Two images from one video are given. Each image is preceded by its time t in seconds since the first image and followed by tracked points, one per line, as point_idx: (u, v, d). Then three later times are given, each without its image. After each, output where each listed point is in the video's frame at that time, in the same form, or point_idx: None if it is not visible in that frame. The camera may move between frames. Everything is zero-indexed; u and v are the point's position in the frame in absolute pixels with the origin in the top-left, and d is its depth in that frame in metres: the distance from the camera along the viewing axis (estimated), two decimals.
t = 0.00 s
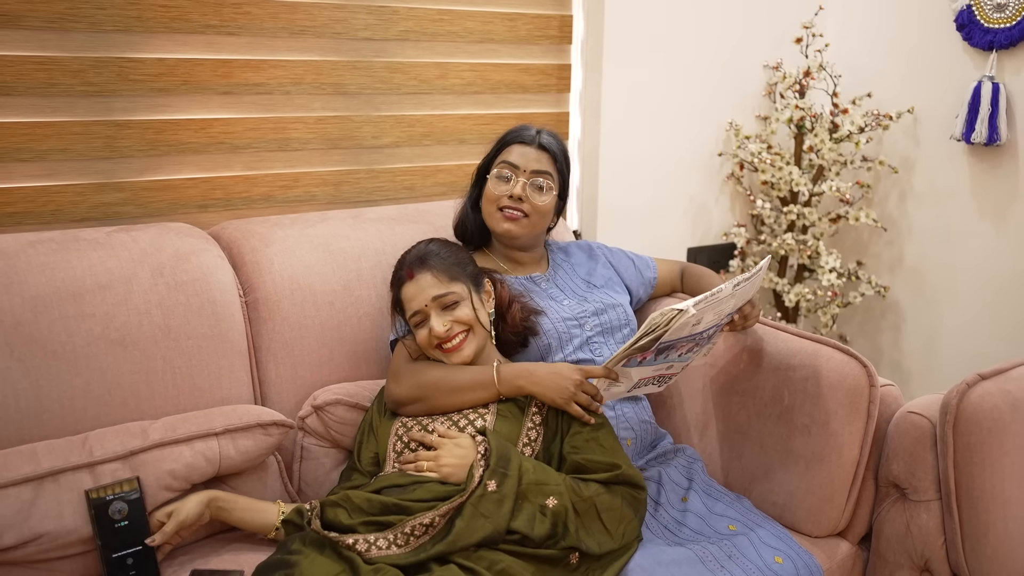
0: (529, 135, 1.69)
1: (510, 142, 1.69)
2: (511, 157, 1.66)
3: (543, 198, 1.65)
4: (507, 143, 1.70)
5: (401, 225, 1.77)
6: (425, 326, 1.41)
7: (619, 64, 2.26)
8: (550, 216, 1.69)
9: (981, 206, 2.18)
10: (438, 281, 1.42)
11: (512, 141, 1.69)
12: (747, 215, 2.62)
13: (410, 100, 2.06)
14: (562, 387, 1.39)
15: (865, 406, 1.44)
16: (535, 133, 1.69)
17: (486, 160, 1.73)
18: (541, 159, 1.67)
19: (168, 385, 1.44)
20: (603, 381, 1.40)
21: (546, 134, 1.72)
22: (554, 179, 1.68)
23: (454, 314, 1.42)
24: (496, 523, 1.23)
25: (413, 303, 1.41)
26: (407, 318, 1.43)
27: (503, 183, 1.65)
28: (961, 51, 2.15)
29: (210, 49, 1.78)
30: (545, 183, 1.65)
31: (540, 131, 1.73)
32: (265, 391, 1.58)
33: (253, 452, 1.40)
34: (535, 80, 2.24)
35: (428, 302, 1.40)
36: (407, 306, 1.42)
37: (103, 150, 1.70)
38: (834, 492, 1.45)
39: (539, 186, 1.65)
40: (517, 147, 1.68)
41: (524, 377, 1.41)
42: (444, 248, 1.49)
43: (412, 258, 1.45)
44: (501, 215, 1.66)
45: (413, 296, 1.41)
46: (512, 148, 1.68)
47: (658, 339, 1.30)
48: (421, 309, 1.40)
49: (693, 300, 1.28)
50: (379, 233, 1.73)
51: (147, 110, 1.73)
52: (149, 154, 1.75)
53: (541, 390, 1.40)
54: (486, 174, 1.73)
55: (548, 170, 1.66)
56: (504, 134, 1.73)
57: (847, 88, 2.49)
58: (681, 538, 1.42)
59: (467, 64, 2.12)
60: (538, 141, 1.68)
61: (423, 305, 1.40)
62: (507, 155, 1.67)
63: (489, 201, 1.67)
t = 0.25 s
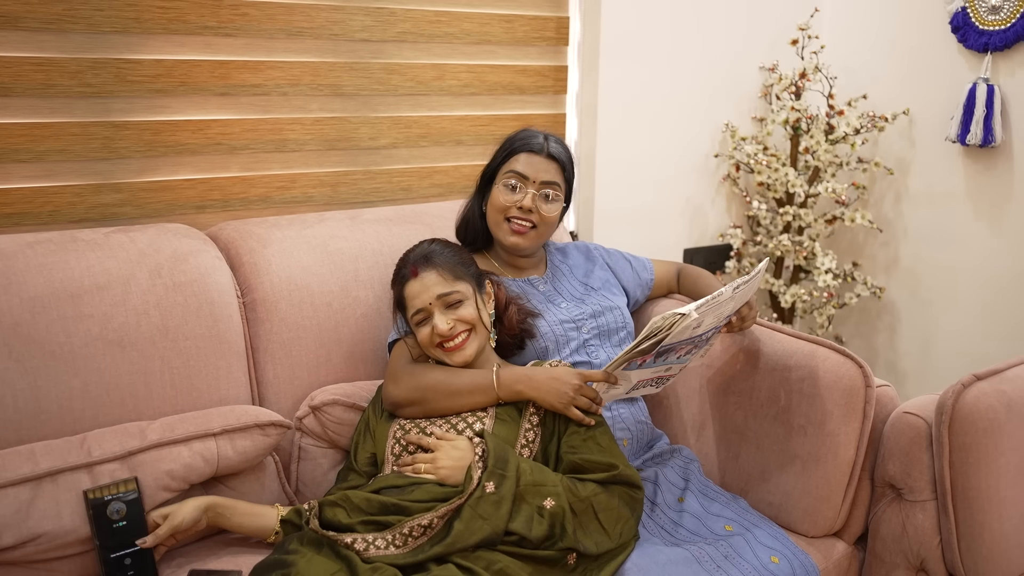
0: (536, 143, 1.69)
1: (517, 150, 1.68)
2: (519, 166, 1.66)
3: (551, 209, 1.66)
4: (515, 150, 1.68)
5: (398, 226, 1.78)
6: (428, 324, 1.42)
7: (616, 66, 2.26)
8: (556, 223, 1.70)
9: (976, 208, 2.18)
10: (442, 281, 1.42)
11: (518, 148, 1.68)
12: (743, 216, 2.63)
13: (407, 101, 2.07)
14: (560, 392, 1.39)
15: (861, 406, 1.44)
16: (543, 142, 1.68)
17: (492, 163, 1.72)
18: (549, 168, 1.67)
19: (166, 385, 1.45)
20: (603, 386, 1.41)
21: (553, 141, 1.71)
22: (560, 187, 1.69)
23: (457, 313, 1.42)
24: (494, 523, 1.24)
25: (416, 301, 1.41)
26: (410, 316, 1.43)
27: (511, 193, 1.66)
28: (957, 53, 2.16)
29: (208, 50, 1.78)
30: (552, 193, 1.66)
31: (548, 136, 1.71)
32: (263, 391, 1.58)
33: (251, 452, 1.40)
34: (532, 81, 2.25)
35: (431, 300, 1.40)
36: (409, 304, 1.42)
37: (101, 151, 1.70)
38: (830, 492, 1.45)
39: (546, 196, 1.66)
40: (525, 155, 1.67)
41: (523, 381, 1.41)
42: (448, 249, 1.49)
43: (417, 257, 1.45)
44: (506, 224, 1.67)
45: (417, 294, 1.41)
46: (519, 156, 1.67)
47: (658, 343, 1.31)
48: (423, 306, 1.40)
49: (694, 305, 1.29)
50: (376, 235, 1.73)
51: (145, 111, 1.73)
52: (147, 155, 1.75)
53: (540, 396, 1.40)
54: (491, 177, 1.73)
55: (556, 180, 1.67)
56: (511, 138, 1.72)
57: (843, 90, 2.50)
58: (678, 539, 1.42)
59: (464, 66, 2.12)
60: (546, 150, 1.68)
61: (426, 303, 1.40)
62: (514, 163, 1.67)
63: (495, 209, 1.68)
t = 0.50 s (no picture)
0: (527, 135, 1.72)
1: (508, 143, 1.71)
2: (511, 156, 1.68)
3: (546, 193, 1.67)
4: (506, 143, 1.71)
5: (397, 227, 1.78)
6: (439, 318, 1.42)
7: (615, 67, 2.27)
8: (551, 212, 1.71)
9: (975, 209, 2.19)
10: (459, 277, 1.43)
11: (509, 140, 1.71)
12: (742, 217, 2.64)
13: (406, 103, 2.07)
14: (559, 391, 1.40)
15: (860, 406, 1.45)
16: (532, 132, 1.72)
17: (484, 158, 1.74)
18: (541, 156, 1.69)
19: (166, 386, 1.45)
20: (601, 385, 1.41)
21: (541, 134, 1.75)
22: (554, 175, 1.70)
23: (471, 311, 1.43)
24: (492, 525, 1.24)
25: (431, 293, 1.41)
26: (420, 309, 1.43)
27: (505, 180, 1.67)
28: (955, 54, 2.16)
29: (208, 52, 1.78)
30: (547, 178, 1.67)
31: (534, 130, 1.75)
32: (262, 392, 1.58)
33: (251, 453, 1.40)
34: (530, 83, 2.26)
35: (446, 293, 1.41)
36: (422, 295, 1.42)
37: (101, 153, 1.70)
38: (829, 493, 1.46)
39: (541, 181, 1.67)
40: (516, 146, 1.69)
41: (522, 380, 1.41)
42: (463, 248, 1.51)
43: (436, 250, 1.46)
44: (503, 212, 1.67)
45: (432, 286, 1.42)
46: (512, 147, 1.70)
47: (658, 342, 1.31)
48: (438, 298, 1.41)
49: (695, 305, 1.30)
50: (375, 236, 1.73)
51: (145, 113, 1.74)
52: (147, 157, 1.75)
53: (538, 395, 1.40)
54: (484, 174, 1.74)
55: (548, 167, 1.69)
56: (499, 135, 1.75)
57: (841, 91, 2.50)
58: (677, 538, 1.43)
59: (464, 67, 2.13)
60: (536, 140, 1.72)
61: (440, 296, 1.41)
62: (507, 154, 1.69)
63: (492, 201, 1.68)
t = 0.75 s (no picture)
0: (526, 133, 1.74)
1: (508, 141, 1.73)
2: (512, 154, 1.69)
3: (548, 189, 1.67)
4: (507, 142, 1.73)
5: (396, 227, 1.78)
6: (470, 313, 1.43)
7: (614, 67, 2.27)
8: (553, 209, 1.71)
9: (974, 209, 2.19)
10: (498, 278, 1.45)
11: (509, 139, 1.73)
12: (740, 217, 2.64)
13: (405, 103, 2.07)
14: (563, 392, 1.40)
15: (858, 406, 1.45)
16: (532, 130, 1.74)
17: (484, 157, 1.75)
18: (541, 154, 1.70)
19: (166, 385, 1.45)
20: (604, 387, 1.42)
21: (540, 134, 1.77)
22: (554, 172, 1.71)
23: (499, 312, 1.45)
24: (492, 525, 1.24)
25: (469, 286, 1.42)
26: (450, 299, 1.44)
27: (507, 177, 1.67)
28: (953, 55, 2.17)
29: (207, 52, 1.79)
30: (548, 174, 1.67)
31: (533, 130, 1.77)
32: (261, 391, 1.59)
33: (250, 450, 1.40)
34: (529, 83, 2.26)
35: (486, 290, 1.43)
36: (457, 287, 1.43)
37: (100, 153, 1.70)
38: (826, 493, 1.46)
39: (542, 177, 1.67)
40: (517, 144, 1.71)
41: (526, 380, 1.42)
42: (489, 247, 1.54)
43: (479, 247, 1.48)
44: (505, 208, 1.67)
45: (471, 280, 1.43)
46: (512, 145, 1.71)
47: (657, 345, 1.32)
48: (477, 294, 1.42)
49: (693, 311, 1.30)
50: (374, 236, 1.74)
51: (144, 113, 1.74)
52: (146, 157, 1.76)
53: (542, 396, 1.41)
54: (484, 172, 1.75)
55: (549, 164, 1.69)
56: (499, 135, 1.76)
57: (840, 92, 2.51)
58: (675, 538, 1.43)
59: (462, 68, 2.13)
60: (535, 139, 1.73)
61: (479, 291, 1.42)
62: (507, 152, 1.70)
63: (494, 198, 1.68)
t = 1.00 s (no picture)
0: (540, 143, 1.70)
1: (520, 149, 1.70)
2: (525, 164, 1.67)
3: (555, 206, 1.68)
4: (519, 149, 1.70)
5: (397, 228, 1.79)
6: (483, 314, 1.44)
7: (615, 68, 2.28)
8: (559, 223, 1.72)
9: (973, 210, 2.20)
10: (512, 281, 1.47)
11: (521, 147, 1.70)
12: (740, 218, 2.64)
13: (405, 104, 2.08)
14: (569, 391, 1.41)
15: (857, 407, 1.46)
16: (547, 141, 1.70)
17: (494, 162, 1.74)
18: (553, 167, 1.68)
19: (166, 386, 1.46)
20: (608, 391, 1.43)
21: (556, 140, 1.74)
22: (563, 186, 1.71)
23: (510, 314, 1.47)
24: (496, 524, 1.24)
25: (484, 288, 1.44)
26: (465, 299, 1.44)
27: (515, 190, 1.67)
28: (953, 56, 2.17)
29: (207, 54, 1.79)
30: (557, 191, 1.68)
31: (549, 135, 1.74)
32: (262, 392, 1.59)
33: (250, 451, 1.41)
34: (530, 84, 2.26)
35: (501, 293, 1.44)
36: (471, 288, 1.44)
37: (101, 155, 1.71)
38: (826, 493, 1.46)
39: (550, 194, 1.67)
40: (530, 154, 1.68)
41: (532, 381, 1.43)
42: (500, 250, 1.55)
43: (494, 250, 1.50)
44: (511, 222, 1.68)
45: (486, 281, 1.44)
46: (524, 155, 1.69)
47: (657, 349, 1.32)
48: (492, 296, 1.43)
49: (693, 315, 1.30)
50: (375, 237, 1.74)
51: (144, 115, 1.75)
52: (147, 158, 1.76)
53: (547, 394, 1.42)
54: (493, 177, 1.74)
55: (559, 179, 1.69)
56: (513, 138, 1.73)
57: (839, 93, 2.51)
58: (675, 539, 1.43)
59: (463, 69, 2.13)
60: (549, 149, 1.70)
61: (493, 293, 1.44)
62: (518, 162, 1.68)
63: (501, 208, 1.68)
